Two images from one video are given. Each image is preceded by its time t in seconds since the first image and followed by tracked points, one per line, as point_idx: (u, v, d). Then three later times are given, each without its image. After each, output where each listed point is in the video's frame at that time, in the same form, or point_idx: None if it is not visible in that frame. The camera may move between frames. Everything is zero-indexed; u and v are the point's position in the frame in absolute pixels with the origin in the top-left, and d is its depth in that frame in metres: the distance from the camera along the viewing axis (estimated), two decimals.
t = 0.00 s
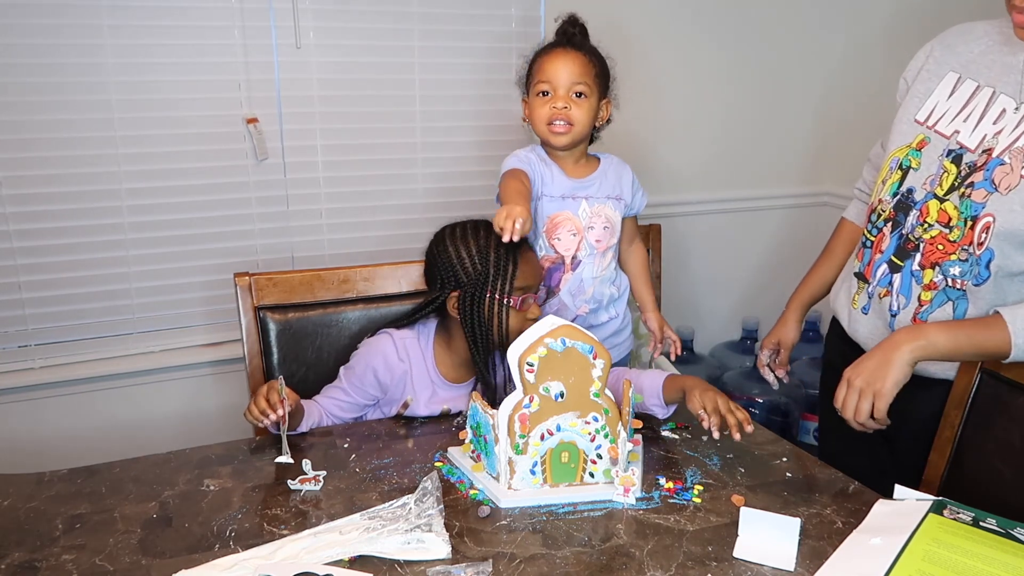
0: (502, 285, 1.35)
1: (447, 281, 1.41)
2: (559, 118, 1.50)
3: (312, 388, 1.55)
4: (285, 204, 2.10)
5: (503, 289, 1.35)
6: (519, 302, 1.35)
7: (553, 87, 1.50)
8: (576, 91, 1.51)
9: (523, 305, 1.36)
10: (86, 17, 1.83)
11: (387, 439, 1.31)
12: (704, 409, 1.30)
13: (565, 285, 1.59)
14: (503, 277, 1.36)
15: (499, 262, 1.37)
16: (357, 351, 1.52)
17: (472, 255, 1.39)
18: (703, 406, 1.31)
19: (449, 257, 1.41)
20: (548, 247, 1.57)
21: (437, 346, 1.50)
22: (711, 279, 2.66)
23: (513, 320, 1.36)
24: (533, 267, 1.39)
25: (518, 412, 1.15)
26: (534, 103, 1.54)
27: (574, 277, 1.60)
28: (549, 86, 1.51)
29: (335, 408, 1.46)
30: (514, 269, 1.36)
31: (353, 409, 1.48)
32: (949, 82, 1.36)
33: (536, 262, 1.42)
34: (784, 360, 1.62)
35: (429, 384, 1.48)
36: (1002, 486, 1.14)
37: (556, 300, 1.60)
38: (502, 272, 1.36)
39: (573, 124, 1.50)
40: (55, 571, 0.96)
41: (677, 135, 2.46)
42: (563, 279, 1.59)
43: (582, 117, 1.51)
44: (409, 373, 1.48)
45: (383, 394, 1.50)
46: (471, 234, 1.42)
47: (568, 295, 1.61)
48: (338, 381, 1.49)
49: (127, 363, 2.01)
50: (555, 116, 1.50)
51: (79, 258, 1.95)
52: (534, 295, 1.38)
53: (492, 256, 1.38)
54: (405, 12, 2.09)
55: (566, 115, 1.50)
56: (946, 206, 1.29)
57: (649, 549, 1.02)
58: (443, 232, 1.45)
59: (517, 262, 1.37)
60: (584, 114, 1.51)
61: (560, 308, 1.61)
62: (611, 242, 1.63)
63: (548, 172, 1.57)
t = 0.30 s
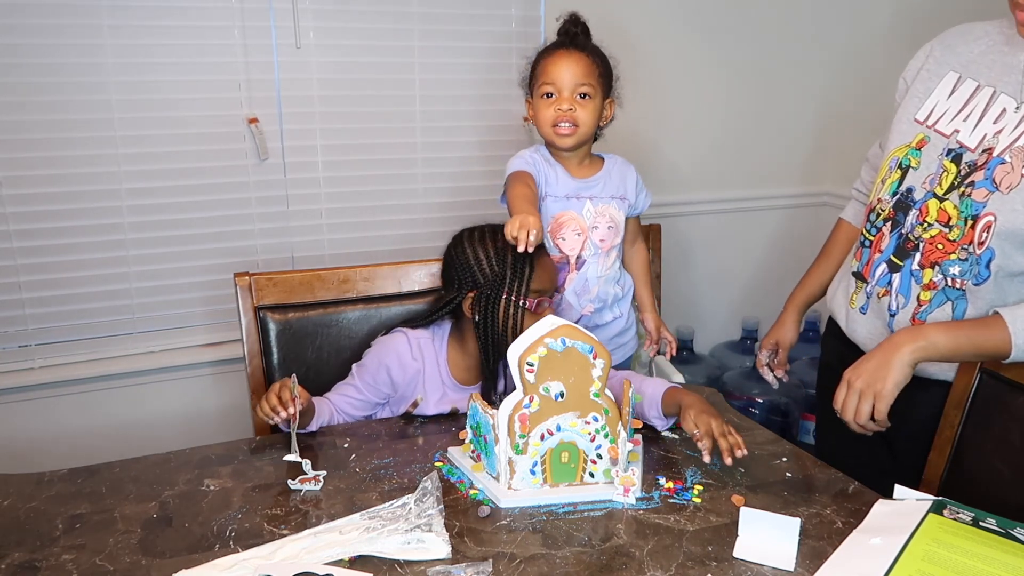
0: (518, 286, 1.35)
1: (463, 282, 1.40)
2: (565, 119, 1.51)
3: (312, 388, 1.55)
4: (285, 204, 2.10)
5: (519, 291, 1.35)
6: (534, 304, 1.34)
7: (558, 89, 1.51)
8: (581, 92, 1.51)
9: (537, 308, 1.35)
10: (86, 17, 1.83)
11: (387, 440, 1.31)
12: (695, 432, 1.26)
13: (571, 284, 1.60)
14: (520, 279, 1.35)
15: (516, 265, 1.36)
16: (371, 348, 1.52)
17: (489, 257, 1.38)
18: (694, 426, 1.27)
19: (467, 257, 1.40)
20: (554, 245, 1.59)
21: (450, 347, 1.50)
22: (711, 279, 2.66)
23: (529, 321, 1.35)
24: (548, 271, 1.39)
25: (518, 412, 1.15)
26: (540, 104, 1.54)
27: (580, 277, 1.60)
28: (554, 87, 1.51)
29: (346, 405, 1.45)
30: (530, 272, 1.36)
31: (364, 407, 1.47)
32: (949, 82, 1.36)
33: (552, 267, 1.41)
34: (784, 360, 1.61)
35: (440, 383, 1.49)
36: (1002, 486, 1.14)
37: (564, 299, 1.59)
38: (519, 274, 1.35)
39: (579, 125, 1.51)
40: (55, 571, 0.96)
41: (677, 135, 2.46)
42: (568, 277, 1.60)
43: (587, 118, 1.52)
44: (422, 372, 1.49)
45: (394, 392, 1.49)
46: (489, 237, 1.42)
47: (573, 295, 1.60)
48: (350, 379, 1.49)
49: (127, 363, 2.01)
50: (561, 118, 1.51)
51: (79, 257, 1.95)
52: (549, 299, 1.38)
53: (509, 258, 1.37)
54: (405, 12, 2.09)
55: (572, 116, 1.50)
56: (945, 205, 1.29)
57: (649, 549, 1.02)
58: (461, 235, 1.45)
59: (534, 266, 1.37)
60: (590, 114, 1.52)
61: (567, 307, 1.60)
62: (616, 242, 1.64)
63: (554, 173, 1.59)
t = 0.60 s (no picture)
0: (531, 293, 1.33)
1: (475, 286, 1.38)
2: (566, 119, 1.50)
3: (312, 389, 1.54)
4: (285, 204, 2.10)
5: (530, 297, 1.33)
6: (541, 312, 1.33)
7: (559, 89, 1.50)
8: (582, 92, 1.51)
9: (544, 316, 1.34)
10: (86, 17, 1.83)
11: (386, 440, 1.31)
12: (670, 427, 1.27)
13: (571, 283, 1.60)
14: (534, 285, 1.33)
15: (528, 271, 1.33)
16: (382, 346, 1.52)
17: (504, 260, 1.36)
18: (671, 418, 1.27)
19: (482, 260, 1.38)
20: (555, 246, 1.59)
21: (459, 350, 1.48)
22: (711, 279, 2.66)
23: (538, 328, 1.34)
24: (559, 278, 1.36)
25: (518, 412, 1.15)
26: (541, 104, 1.54)
27: (580, 275, 1.60)
28: (555, 88, 1.51)
29: (352, 402, 1.46)
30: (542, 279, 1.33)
31: (371, 405, 1.47)
32: (948, 82, 1.36)
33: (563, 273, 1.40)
34: (778, 361, 1.61)
35: (448, 385, 1.47)
36: (1002, 486, 1.14)
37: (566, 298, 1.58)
38: (533, 280, 1.33)
39: (580, 125, 1.51)
40: (55, 571, 0.96)
41: (677, 135, 2.46)
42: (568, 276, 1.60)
43: (588, 118, 1.52)
44: (430, 373, 1.47)
45: (401, 392, 1.48)
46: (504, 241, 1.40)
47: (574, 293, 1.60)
48: (360, 377, 1.50)
49: (126, 363, 2.01)
50: (562, 118, 1.51)
51: (79, 257, 1.95)
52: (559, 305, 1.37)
53: (521, 265, 1.34)
54: (405, 12, 2.09)
55: (573, 116, 1.50)
56: (944, 204, 1.29)
57: (649, 549, 1.02)
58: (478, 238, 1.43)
59: (545, 272, 1.35)
60: (591, 115, 1.52)
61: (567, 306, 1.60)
62: (616, 242, 1.64)
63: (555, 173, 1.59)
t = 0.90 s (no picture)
0: (511, 296, 1.35)
1: (460, 289, 1.42)
2: (566, 119, 1.50)
3: (311, 388, 1.55)
4: (285, 203, 2.10)
5: (511, 300, 1.35)
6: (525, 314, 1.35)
7: (558, 89, 1.50)
8: (581, 92, 1.51)
9: (529, 317, 1.36)
10: (86, 17, 1.83)
11: (386, 440, 1.31)
12: (658, 423, 1.28)
13: (570, 281, 1.60)
14: (513, 288, 1.35)
15: (506, 273, 1.36)
16: (378, 349, 1.52)
17: (483, 262, 1.39)
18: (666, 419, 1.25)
19: (463, 262, 1.42)
20: (553, 244, 1.59)
21: (456, 351, 1.48)
22: (711, 279, 2.66)
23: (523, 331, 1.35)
24: (544, 277, 1.37)
25: (518, 412, 1.15)
26: (541, 104, 1.54)
27: (579, 274, 1.60)
28: (555, 88, 1.51)
29: (350, 406, 1.45)
30: (522, 281, 1.35)
31: (369, 408, 1.46)
32: (949, 82, 1.36)
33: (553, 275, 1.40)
34: (781, 361, 1.61)
35: (447, 386, 1.47)
36: (1002, 486, 1.14)
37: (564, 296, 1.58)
38: (512, 283, 1.35)
39: (579, 125, 1.51)
40: (55, 571, 0.96)
41: (677, 135, 2.46)
42: (568, 275, 1.60)
43: (588, 118, 1.52)
44: (427, 376, 1.47)
45: (399, 394, 1.48)
46: (486, 242, 1.42)
47: (573, 292, 1.60)
48: (355, 380, 1.49)
49: (126, 363, 2.01)
50: (561, 118, 1.51)
51: (78, 257, 1.95)
52: (545, 306, 1.38)
53: (500, 267, 1.37)
54: (405, 12, 2.09)
55: (573, 116, 1.50)
56: (945, 205, 1.29)
57: (649, 549, 1.02)
58: (459, 240, 1.47)
59: (527, 273, 1.35)
60: (590, 114, 1.52)
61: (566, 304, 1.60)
62: (614, 241, 1.64)
63: (554, 172, 1.59)
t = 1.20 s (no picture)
0: (490, 302, 1.37)
1: (445, 294, 1.45)
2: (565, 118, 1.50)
3: (311, 389, 1.54)
4: (285, 203, 2.10)
5: (491, 306, 1.38)
6: (505, 320, 1.37)
7: (558, 88, 1.50)
8: (581, 92, 1.51)
9: (510, 322, 1.37)
10: (85, 17, 1.83)
11: (386, 440, 1.31)
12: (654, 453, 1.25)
13: (575, 280, 1.60)
14: (491, 295, 1.37)
15: (485, 279, 1.38)
16: (370, 354, 1.51)
17: (464, 266, 1.41)
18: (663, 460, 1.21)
19: (446, 264, 1.44)
20: (559, 242, 1.59)
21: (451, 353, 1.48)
22: (711, 279, 2.66)
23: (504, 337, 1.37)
24: (525, 281, 1.39)
25: (518, 412, 1.14)
26: (541, 104, 1.54)
27: (585, 273, 1.61)
28: (554, 87, 1.51)
29: (347, 409, 1.44)
30: (501, 286, 1.37)
31: (365, 412, 1.46)
32: (951, 81, 1.36)
33: (537, 280, 1.42)
34: (783, 360, 1.61)
35: (443, 388, 1.46)
36: (1002, 486, 1.14)
37: (565, 296, 1.60)
38: (491, 289, 1.37)
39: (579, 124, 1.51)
40: (55, 571, 0.96)
41: (677, 135, 2.46)
42: (573, 274, 1.60)
43: (589, 117, 1.51)
44: (423, 378, 1.46)
45: (395, 397, 1.47)
46: (470, 245, 1.44)
47: (578, 291, 1.61)
48: (349, 385, 1.48)
49: (126, 363, 2.01)
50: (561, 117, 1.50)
51: (78, 257, 1.95)
52: (527, 312, 1.40)
53: (480, 271, 1.39)
54: (405, 12, 2.09)
55: (574, 115, 1.50)
56: (946, 204, 1.29)
57: (649, 549, 1.02)
58: (443, 243, 1.50)
59: (507, 277, 1.37)
60: (589, 113, 1.51)
61: (570, 304, 1.60)
62: (615, 240, 1.65)
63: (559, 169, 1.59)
